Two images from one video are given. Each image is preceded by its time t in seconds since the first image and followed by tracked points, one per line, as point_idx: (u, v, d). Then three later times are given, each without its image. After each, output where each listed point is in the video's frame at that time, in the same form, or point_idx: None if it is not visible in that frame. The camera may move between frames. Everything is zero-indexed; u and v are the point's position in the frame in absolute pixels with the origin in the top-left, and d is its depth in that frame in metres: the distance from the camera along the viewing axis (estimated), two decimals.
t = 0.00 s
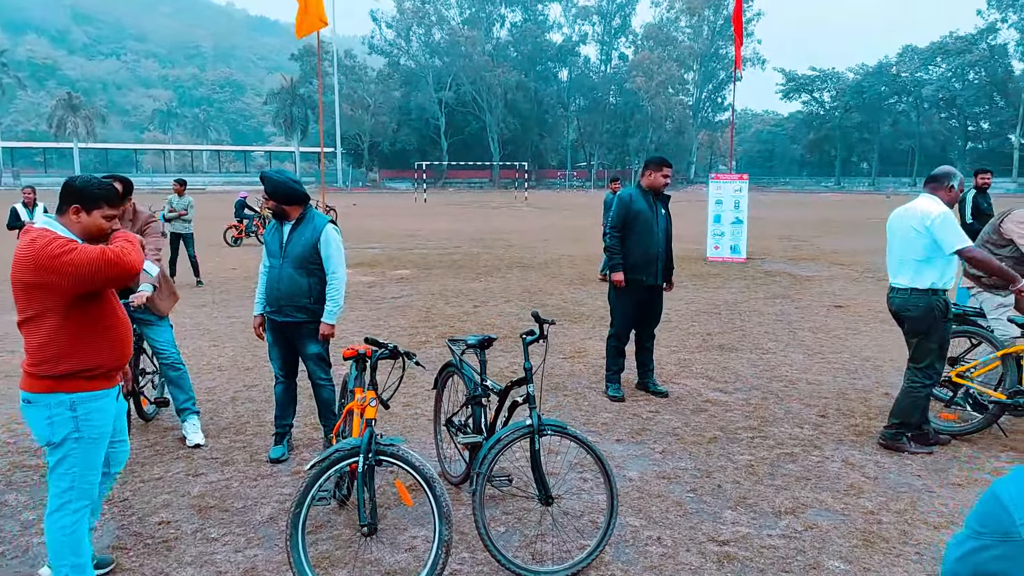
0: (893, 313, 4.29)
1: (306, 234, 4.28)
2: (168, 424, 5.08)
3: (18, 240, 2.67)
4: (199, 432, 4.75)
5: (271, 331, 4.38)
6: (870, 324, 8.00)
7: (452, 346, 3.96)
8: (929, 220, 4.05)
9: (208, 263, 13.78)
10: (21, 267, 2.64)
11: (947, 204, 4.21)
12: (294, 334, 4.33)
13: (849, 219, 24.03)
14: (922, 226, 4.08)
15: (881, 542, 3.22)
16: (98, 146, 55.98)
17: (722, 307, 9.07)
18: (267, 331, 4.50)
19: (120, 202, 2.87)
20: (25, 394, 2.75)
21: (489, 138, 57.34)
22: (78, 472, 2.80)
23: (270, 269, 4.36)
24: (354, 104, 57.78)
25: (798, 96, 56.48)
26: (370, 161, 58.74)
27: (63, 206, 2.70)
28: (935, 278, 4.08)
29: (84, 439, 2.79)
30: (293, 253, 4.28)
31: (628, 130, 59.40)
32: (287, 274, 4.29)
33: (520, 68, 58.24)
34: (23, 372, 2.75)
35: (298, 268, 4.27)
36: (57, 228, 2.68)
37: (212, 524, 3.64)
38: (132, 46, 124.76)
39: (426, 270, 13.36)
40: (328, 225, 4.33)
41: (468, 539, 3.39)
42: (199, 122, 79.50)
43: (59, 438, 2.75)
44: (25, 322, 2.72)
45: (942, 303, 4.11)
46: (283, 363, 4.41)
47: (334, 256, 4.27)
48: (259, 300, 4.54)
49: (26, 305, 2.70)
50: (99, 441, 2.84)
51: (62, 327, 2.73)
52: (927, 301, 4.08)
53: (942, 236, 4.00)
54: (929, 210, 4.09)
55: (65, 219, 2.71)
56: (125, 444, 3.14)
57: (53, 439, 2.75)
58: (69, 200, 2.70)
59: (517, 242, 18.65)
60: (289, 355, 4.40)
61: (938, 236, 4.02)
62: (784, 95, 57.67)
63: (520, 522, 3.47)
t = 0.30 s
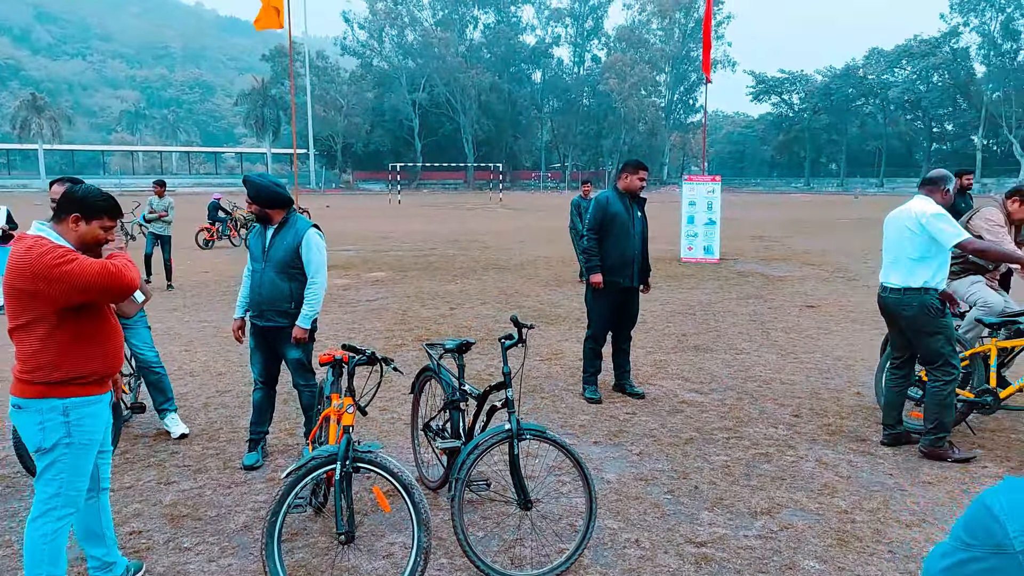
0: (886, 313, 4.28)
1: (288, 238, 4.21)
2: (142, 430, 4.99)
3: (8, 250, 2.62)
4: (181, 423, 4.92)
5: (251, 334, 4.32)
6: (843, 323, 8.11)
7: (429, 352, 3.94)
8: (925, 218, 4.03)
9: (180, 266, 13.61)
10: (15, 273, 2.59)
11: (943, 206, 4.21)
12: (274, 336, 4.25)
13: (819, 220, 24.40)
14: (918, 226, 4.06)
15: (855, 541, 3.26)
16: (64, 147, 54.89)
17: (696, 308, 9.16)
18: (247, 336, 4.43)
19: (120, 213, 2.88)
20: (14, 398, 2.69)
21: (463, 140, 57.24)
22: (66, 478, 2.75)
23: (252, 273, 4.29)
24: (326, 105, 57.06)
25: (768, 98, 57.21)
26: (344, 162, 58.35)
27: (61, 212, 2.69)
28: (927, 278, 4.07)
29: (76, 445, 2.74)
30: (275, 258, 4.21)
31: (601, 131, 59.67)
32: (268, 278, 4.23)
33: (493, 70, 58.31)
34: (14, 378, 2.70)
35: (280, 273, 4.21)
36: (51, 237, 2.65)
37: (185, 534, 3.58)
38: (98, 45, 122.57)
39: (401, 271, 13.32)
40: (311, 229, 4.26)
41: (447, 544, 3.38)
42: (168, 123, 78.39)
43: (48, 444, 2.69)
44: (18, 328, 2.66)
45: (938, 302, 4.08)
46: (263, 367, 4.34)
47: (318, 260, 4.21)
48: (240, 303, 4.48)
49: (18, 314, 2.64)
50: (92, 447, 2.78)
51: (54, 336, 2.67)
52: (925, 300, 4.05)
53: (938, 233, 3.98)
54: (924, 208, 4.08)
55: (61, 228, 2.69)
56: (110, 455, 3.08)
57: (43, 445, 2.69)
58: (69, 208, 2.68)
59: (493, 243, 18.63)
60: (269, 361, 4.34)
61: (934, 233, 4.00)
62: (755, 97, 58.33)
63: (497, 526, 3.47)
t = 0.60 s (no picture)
0: (906, 312, 4.19)
1: (298, 236, 4.11)
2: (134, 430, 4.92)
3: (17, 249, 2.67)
4: (191, 416, 5.04)
5: (261, 332, 4.24)
6: (840, 321, 8.09)
7: (428, 350, 3.89)
8: (962, 215, 3.95)
9: (171, 265, 13.47)
10: (29, 274, 2.62)
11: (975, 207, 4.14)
12: (285, 334, 4.18)
13: (812, 218, 24.44)
14: (956, 222, 3.97)
15: (862, 540, 3.22)
16: (53, 144, 54.42)
17: (692, 306, 9.12)
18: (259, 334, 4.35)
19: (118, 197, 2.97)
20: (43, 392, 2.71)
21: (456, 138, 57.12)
22: (108, 464, 2.81)
23: (263, 272, 4.20)
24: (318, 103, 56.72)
25: (760, 97, 57.35)
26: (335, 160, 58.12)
27: (67, 200, 2.78)
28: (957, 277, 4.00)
29: (113, 430, 2.81)
30: (286, 256, 4.11)
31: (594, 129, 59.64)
32: (280, 278, 4.13)
33: (485, 68, 58.04)
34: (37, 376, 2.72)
35: (291, 272, 4.11)
36: (63, 225, 2.74)
37: (180, 536, 3.51)
38: (88, 42, 121.60)
39: (396, 270, 13.24)
40: (322, 227, 4.15)
41: (447, 545, 3.33)
42: (159, 121, 77.91)
43: (87, 430, 2.74)
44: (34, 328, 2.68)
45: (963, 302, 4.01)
46: (273, 366, 4.26)
47: (330, 259, 4.10)
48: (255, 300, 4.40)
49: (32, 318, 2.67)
50: (128, 428, 2.87)
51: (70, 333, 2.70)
52: (949, 300, 3.98)
53: (977, 229, 3.90)
54: (959, 205, 4.00)
55: (70, 216, 2.78)
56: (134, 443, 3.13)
57: (80, 433, 2.73)
58: (72, 199, 2.78)
59: (486, 241, 18.58)
60: (279, 360, 4.26)
61: (971, 230, 3.92)
62: (746, 96, 58.46)
63: (499, 527, 3.41)
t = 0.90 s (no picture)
0: (946, 313, 4.06)
1: (322, 233, 4.00)
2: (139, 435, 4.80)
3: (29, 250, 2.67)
4: (199, 419, 4.96)
5: (283, 332, 4.11)
6: (853, 323, 8.01)
7: (445, 352, 3.78)
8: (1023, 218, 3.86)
9: (174, 266, 13.35)
10: (70, 266, 2.56)
11: None
12: (306, 332, 4.06)
13: (814, 219, 24.37)
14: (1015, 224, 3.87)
15: (895, 550, 3.13)
16: (53, 145, 54.23)
17: (703, 307, 9.03)
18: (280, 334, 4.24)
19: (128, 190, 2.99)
20: (93, 385, 2.62)
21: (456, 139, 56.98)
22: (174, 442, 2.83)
23: (285, 270, 4.08)
24: (319, 103, 56.43)
25: (761, 99, 57.27)
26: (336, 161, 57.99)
27: (87, 195, 2.78)
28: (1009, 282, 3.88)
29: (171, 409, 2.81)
30: (311, 253, 4.00)
31: (594, 131, 59.53)
32: (305, 275, 4.01)
33: (486, 69, 57.88)
34: (77, 376, 2.61)
35: (315, 268, 4.00)
36: (88, 217, 2.68)
37: (192, 545, 3.41)
38: (87, 42, 121.33)
39: (401, 270, 13.15)
40: (346, 224, 4.06)
41: (469, 554, 3.24)
42: (159, 121, 77.74)
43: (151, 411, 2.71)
44: (76, 320, 2.60)
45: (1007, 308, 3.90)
46: (297, 364, 4.14)
47: (356, 256, 4.01)
48: (273, 299, 4.30)
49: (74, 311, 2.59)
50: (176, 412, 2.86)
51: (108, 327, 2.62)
52: (993, 304, 3.85)
53: None
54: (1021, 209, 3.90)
55: (95, 210, 2.76)
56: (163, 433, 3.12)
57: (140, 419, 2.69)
58: (95, 192, 2.78)
59: (490, 242, 18.50)
60: (303, 359, 4.14)
61: None
62: (747, 97, 58.35)
63: (521, 536, 3.31)
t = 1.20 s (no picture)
0: None
1: (381, 228, 3.97)
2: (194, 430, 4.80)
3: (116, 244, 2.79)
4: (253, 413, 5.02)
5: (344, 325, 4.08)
6: (915, 328, 7.71)
7: (502, 350, 3.68)
8: None
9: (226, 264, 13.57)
10: (180, 260, 2.69)
11: None
12: (367, 326, 4.02)
13: (867, 221, 23.69)
14: None
15: (982, 571, 2.94)
16: (107, 146, 55.81)
17: (756, 309, 8.80)
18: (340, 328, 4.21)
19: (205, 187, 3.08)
20: (195, 372, 2.73)
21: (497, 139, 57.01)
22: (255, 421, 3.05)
23: (344, 265, 4.05)
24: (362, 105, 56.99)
25: (807, 98, 56.12)
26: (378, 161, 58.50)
27: (178, 193, 2.83)
28: None
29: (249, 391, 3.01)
30: (372, 248, 3.96)
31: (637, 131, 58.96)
32: (365, 269, 3.97)
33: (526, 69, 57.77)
34: (178, 361, 2.72)
35: (376, 262, 3.96)
36: (184, 213, 2.79)
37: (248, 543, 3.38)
38: (140, 45, 124.63)
39: (447, 270, 13.14)
40: (404, 218, 4.02)
41: (530, 561, 3.15)
42: (207, 123, 79.49)
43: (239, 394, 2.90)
44: (181, 311, 2.71)
45: None
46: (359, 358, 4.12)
47: (414, 250, 3.98)
48: (331, 293, 4.26)
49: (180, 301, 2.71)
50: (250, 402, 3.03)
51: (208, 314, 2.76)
52: None
53: None
54: None
55: (185, 207, 2.84)
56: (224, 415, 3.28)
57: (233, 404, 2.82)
58: (184, 190, 2.83)
59: (533, 242, 18.42)
60: (365, 353, 4.11)
61: None
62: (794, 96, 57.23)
63: (582, 545, 3.20)
